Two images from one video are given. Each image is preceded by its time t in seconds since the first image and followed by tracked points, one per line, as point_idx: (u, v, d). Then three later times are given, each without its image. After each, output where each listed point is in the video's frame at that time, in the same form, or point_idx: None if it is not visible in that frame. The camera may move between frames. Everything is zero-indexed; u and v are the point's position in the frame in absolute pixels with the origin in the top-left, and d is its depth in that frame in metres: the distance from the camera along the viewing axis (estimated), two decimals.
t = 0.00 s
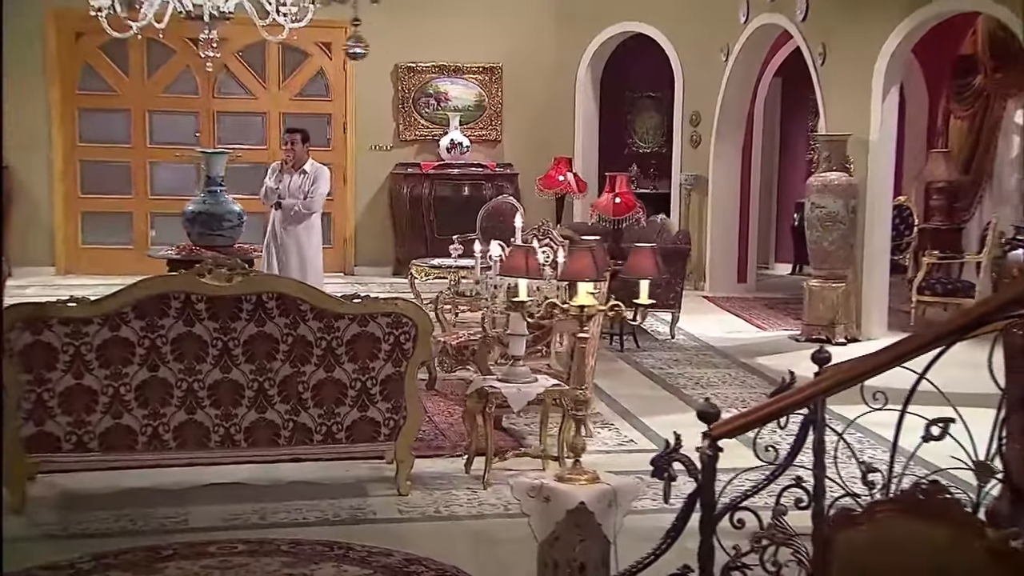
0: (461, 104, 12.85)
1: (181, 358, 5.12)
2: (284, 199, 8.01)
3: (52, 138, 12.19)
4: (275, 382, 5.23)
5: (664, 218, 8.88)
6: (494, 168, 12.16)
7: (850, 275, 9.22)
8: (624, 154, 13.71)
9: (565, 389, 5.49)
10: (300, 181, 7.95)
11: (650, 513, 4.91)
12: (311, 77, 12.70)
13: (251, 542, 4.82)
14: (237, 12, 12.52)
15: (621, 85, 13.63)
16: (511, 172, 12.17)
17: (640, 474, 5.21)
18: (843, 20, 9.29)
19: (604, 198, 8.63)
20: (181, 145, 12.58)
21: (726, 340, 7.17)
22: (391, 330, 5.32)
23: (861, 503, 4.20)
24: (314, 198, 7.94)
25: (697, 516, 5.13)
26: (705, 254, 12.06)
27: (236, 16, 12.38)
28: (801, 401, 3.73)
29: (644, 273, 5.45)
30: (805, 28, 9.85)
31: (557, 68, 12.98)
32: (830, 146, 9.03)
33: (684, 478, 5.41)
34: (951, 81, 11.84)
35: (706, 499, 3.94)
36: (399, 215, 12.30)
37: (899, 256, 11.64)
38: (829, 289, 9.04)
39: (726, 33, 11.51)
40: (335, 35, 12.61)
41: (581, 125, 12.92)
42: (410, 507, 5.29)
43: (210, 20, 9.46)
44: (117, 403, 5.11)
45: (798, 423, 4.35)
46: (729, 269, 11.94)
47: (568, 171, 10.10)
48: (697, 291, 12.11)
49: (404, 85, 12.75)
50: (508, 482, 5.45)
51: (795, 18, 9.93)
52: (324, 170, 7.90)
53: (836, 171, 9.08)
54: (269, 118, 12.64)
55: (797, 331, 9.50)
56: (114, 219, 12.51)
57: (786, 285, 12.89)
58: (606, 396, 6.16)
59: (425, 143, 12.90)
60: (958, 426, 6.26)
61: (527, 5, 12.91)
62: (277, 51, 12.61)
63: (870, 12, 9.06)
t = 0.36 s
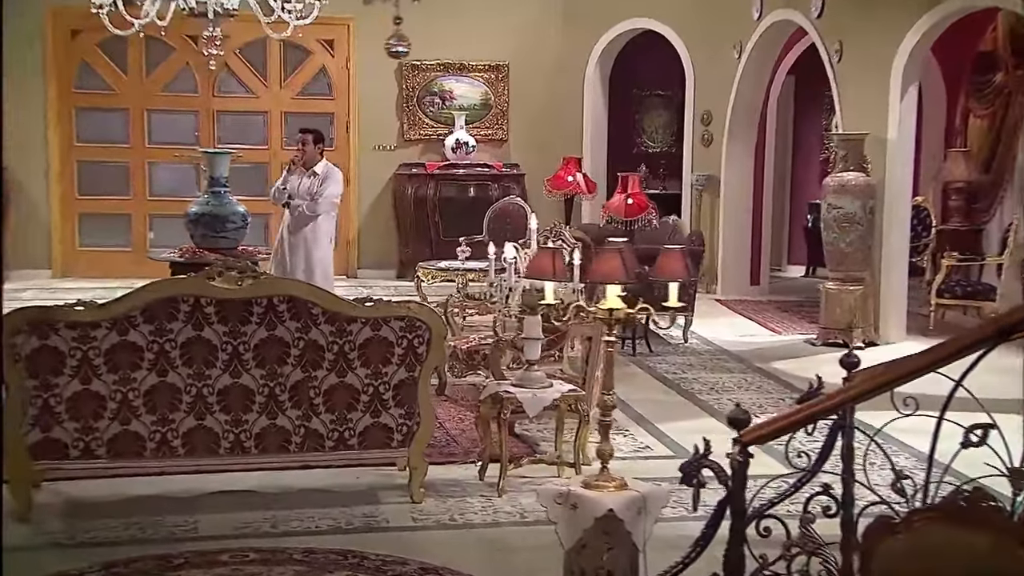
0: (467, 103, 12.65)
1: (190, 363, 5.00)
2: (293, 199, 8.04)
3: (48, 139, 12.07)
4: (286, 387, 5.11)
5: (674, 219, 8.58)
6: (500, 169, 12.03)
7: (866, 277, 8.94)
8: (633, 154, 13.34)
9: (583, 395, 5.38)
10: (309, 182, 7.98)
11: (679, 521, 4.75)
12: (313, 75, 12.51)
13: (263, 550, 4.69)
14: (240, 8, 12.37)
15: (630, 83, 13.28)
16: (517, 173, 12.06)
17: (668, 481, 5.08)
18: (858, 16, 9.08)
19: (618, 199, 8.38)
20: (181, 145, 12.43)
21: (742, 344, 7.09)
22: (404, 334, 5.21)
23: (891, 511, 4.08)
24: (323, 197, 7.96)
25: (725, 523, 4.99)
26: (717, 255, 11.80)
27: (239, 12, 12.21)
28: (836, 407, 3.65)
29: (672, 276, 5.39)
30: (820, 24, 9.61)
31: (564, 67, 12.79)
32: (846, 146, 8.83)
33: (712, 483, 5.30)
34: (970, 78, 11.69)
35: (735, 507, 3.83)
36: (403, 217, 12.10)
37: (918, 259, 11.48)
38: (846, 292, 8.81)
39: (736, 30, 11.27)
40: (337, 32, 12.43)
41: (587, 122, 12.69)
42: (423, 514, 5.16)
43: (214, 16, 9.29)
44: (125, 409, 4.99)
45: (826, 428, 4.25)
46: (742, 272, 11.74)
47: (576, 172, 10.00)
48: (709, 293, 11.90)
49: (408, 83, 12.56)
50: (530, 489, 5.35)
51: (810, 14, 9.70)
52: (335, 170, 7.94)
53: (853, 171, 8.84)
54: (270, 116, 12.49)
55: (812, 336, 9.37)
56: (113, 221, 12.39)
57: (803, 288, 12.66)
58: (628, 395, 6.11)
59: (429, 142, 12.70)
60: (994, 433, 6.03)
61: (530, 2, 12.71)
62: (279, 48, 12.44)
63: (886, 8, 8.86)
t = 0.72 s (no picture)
0: (470, 101, 12.55)
1: (198, 367, 4.88)
2: (308, 199, 7.93)
3: (44, 138, 11.93)
4: (296, 392, 5.00)
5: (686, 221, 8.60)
6: (506, 168, 11.87)
7: (884, 278, 8.84)
8: (641, 153, 13.26)
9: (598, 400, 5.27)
10: (326, 182, 7.87)
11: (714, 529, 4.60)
12: (314, 72, 12.41)
13: (273, 559, 4.54)
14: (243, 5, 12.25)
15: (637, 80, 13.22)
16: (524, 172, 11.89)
17: (697, 488, 4.94)
18: (875, 13, 9.00)
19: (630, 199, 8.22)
20: (180, 144, 12.27)
21: (756, 348, 7.01)
22: (417, 338, 5.08)
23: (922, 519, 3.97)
24: (341, 199, 7.84)
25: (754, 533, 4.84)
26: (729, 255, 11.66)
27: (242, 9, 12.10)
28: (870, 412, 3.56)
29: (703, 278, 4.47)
30: (835, 20, 9.53)
31: (570, 66, 12.64)
32: (862, 145, 8.74)
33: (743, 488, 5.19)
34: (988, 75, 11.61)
35: (765, 514, 3.73)
36: (407, 218, 12.05)
37: (937, 260, 11.34)
38: (863, 295, 8.71)
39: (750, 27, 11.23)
40: (339, 28, 12.35)
41: (595, 119, 12.57)
42: (437, 522, 5.03)
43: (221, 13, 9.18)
44: (132, 415, 4.87)
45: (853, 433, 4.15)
46: (755, 273, 11.61)
47: (584, 171, 9.92)
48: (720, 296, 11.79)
49: (413, 80, 12.43)
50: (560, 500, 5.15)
51: (825, 11, 9.61)
52: (350, 170, 7.86)
53: (869, 170, 8.75)
54: (271, 114, 12.36)
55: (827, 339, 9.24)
56: (110, 221, 12.24)
57: (819, 291, 12.51)
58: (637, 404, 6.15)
59: (434, 141, 12.58)
60: None
61: None
62: (279, 46, 12.33)
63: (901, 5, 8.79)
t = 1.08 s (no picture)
0: (477, 98, 12.43)
1: (206, 371, 4.76)
2: (329, 198, 7.82)
3: (40, 136, 11.79)
4: (307, 396, 4.87)
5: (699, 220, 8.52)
6: (512, 166, 11.79)
7: (904, 279, 8.77)
8: (650, 151, 13.17)
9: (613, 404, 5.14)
10: (342, 180, 7.77)
11: (744, 536, 4.46)
12: (316, 69, 12.28)
13: (284, 567, 4.39)
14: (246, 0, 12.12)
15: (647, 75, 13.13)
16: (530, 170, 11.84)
17: (721, 494, 4.80)
18: (892, 8, 8.90)
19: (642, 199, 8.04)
20: (179, 142, 12.15)
21: (768, 351, 6.92)
22: (429, 340, 4.96)
23: (953, 527, 3.86)
24: (362, 195, 7.80)
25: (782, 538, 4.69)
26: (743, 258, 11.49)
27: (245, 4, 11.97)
28: (905, 416, 3.44)
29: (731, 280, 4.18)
30: (852, 14, 9.42)
31: (577, 65, 12.54)
32: (881, 141, 8.64)
33: (772, 494, 5.07)
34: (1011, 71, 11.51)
35: (796, 521, 3.63)
36: (411, 216, 11.90)
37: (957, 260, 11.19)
38: (882, 296, 8.64)
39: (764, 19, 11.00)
40: (342, 23, 12.22)
41: (603, 111, 12.56)
42: (450, 529, 4.90)
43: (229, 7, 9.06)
44: (139, 420, 4.75)
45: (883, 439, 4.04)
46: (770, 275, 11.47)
47: (594, 170, 9.83)
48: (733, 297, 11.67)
49: (417, 76, 12.35)
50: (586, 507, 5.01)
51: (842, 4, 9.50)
52: (363, 165, 7.79)
53: (889, 168, 8.69)
54: (271, 112, 12.24)
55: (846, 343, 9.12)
56: (107, 221, 12.10)
57: (838, 292, 12.38)
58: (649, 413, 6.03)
59: (439, 139, 12.49)
60: None
61: None
62: (279, 41, 12.18)
63: None
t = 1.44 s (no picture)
0: (481, 94, 12.29)
1: (212, 376, 4.62)
2: (336, 199, 7.61)
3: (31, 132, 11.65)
4: (315, 401, 4.73)
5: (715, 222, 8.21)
6: (519, 165, 11.66)
7: (926, 279, 8.67)
8: (661, 148, 13.00)
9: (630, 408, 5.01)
10: (347, 180, 7.62)
11: (770, 545, 4.31)
12: (316, 64, 12.14)
13: None
14: None
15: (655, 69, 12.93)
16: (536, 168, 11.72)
17: (743, 500, 4.67)
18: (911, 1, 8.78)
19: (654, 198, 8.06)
20: (175, 140, 11.98)
21: (783, 355, 6.79)
22: (441, 343, 4.81)
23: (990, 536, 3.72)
24: (369, 194, 7.70)
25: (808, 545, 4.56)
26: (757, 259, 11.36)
27: None
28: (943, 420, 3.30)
29: (761, 282, 4.22)
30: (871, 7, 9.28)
31: (584, 62, 12.45)
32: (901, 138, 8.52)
33: (804, 502, 4.94)
34: None
35: (829, 529, 3.50)
36: (414, 216, 11.79)
37: (980, 260, 11.05)
38: (903, 297, 8.57)
39: (778, 12, 10.84)
40: (343, 16, 12.08)
41: (613, 108, 12.39)
42: (463, 537, 4.76)
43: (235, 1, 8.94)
44: (143, 426, 4.61)
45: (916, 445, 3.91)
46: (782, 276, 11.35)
47: (604, 168, 9.74)
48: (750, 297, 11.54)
49: (421, 71, 12.23)
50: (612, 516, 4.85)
51: None
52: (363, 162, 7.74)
53: (909, 165, 8.60)
54: (271, 108, 12.08)
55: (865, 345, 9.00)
56: (101, 222, 11.95)
57: (858, 293, 12.26)
58: (666, 419, 5.86)
59: (442, 136, 12.34)
60: None
61: None
62: (279, 35, 12.05)
63: None
